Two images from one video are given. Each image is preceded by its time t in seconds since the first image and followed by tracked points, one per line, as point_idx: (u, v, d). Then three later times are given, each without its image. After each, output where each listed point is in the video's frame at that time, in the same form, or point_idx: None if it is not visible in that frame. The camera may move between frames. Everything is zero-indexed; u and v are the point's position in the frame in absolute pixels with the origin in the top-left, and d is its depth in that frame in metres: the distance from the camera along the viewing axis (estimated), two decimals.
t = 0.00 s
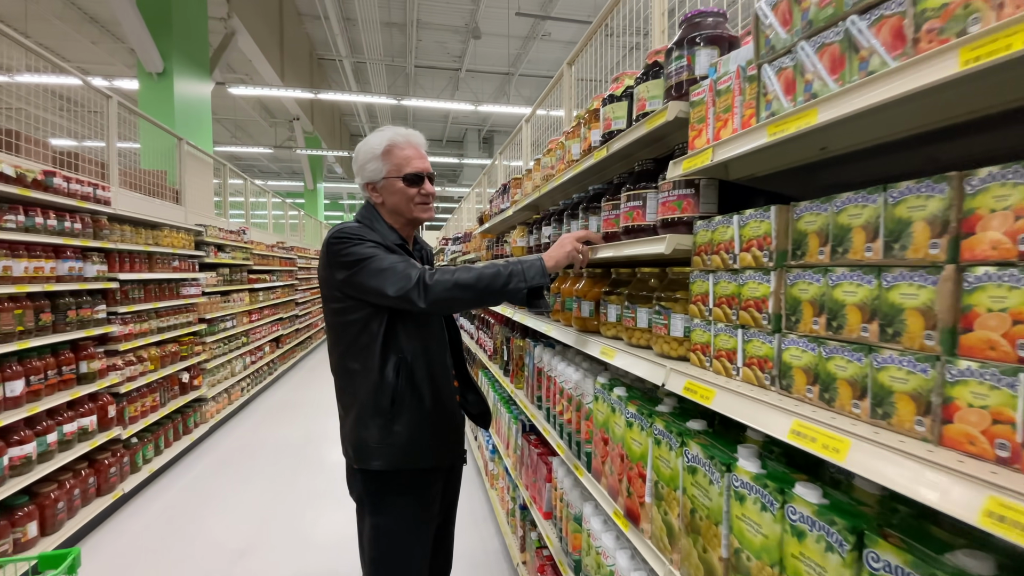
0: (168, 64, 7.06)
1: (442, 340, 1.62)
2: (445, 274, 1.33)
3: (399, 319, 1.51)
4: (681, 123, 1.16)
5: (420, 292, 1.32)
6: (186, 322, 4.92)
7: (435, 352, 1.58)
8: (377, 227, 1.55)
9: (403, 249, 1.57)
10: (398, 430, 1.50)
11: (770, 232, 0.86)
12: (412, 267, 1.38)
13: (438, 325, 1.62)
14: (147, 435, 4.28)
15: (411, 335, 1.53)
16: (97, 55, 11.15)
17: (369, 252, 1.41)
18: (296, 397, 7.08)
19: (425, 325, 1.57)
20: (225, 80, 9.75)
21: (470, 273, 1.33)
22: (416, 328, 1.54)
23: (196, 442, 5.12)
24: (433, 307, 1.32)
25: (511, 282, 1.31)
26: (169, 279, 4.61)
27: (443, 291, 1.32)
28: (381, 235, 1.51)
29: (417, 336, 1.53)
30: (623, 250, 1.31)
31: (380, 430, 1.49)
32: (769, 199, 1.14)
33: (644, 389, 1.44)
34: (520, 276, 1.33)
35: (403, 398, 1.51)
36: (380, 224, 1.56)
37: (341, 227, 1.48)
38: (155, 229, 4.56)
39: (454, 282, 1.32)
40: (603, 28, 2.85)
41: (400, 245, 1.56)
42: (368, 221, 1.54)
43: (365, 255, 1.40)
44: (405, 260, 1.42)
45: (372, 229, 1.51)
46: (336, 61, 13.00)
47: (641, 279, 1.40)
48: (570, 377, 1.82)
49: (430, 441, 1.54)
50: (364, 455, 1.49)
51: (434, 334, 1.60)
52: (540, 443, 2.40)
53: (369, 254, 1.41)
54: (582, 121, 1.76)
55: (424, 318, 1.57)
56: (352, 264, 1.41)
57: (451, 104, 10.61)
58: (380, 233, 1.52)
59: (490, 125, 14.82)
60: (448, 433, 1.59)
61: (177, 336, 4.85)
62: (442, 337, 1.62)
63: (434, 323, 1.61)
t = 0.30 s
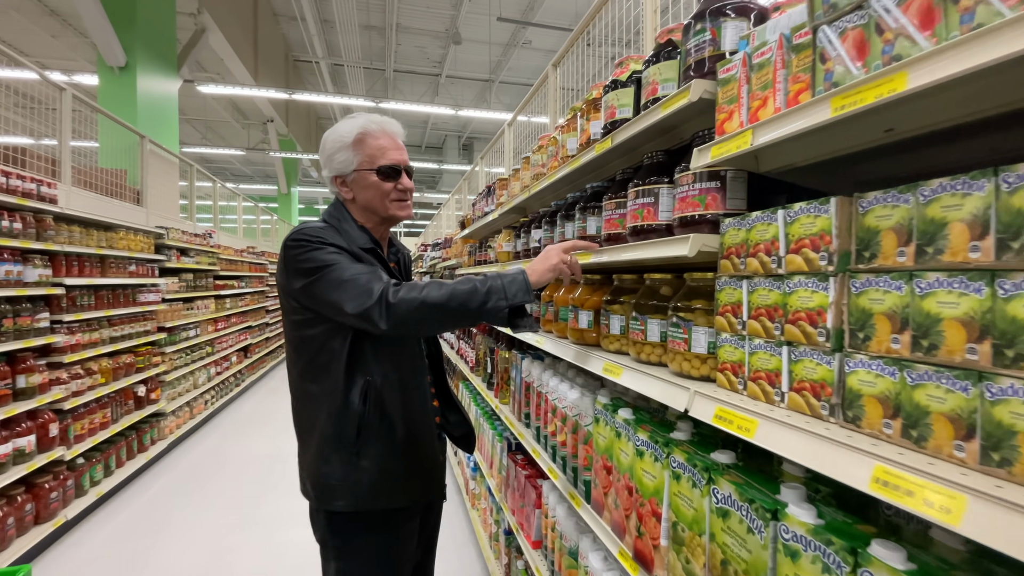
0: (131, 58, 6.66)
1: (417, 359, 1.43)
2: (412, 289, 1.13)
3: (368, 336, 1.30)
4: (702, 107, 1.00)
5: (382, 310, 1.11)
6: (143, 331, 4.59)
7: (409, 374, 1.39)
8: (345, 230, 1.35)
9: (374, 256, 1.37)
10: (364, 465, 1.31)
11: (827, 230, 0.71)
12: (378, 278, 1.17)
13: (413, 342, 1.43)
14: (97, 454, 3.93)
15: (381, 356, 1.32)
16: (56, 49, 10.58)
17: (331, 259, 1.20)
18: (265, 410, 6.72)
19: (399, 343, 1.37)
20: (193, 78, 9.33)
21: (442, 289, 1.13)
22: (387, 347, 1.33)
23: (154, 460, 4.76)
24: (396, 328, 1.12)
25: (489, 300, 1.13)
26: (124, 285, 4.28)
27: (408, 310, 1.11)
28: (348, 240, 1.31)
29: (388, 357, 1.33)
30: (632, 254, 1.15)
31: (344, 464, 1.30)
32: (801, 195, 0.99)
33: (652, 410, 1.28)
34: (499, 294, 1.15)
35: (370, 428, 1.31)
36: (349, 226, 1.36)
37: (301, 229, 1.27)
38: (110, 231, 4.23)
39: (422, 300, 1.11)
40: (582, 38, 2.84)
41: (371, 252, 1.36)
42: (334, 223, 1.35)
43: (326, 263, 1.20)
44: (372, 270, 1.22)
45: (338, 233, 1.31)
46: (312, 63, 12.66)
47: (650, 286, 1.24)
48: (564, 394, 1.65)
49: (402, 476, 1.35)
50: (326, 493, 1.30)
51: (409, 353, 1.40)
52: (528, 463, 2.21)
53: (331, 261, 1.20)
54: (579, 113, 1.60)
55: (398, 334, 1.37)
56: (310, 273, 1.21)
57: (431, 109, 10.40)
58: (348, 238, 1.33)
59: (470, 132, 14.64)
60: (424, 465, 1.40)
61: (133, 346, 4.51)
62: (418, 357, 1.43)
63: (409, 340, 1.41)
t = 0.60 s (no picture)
0: (91, 50, 6.19)
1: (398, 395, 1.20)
2: (330, 392, 0.85)
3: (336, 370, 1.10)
4: (752, 95, 0.86)
5: (286, 400, 0.84)
6: (95, 341, 4.24)
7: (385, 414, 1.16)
8: (313, 242, 1.10)
9: (347, 278, 1.12)
10: (327, 524, 1.11)
11: (949, 235, 0.57)
12: (309, 345, 0.89)
13: (394, 374, 1.20)
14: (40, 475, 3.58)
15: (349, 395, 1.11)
16: (9, 39, 9.97)
17: (275, 289, 0.95)
18: (230, 423, 6.35)
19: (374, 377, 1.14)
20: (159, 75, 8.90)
21: (371, 409, 0.86)
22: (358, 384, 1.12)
23: (106, 480, 4.39)
24: (294, 433, 0.86)
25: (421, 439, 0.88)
26: (74, 291, 3.94)
27: (314, 416, 0.84)
28: (312, 258, 1.06)
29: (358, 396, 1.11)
30: (664, 262, 1.01)
31: (306, 519, 1.11)
32: (864, 195, 0.87)
33: (679, 440, 1.13)
34: (432, 434, 0.89)
35: (336, 480, 1.11)
36: (321, 236, 1.13)
37: (265, 239, 1.04)
38: (61, 233, 3.90)
39: (335, 412, 0.84)
40: (563, 49, 2.85)
41: (343, 273, 1.11)
42: (303, 230, 1.11)
43: (265, 294, 0.95)
44: (314, 319, 0.95)
45: (299, 248, 1.05)
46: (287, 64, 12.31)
47: (680, 299, 1.08)
48: (570, 416, 1.49)
49: (371, 539, 1.15)
50: (286, 550, 1.12)
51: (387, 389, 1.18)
52: (522, 488, 2.03)
53: (272, 292, 0.95)
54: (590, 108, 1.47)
55: (373, 366, 1.14)
56: (245, 301, 0.96)
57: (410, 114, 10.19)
58: (312, 256, 1.07)
59: (448, 140, 14.44)
60: (399, 525, 1.20)
61: (85, 356, 4.16)
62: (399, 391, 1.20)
63: (389, 371, 1.18)
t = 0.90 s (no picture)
0: (48, 40, 5.73)
1: (378, 439, 0.97)
2: (203, 544, 0.79)
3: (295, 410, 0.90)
4: (813, 97, 0.75)
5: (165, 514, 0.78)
6: (42, 352, 3.90)
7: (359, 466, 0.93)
8: (278, 263, 0.92)
9: (315, 306, 0.92)
10: None
11: None
12: (216, 458, 0.80)
13: (374, 413, 0.97)
14: None
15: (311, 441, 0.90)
16: None
17: (213, 344, 0.82)
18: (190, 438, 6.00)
19: (344, 420, 0.92)
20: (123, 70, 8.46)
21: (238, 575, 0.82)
22: (322, 429, 0.91)
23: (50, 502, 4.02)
24: (153, 548, 0.81)
25: None
26: (18, 298, 3.61)
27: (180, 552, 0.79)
28: (269, 287, 0.88)
29: (318, 445, 0.90)
30: (700, 287, 0.88)
31: None
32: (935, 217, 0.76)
33: (707, 486, 1.00)
34: None
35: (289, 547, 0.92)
36: (293, 252, 0.96)
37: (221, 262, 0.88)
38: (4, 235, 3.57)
39: (196, 565, 0.79)
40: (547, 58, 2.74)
41: (312, 300, 0.92)
42: (273, 248, 0.94)
43: (202, 347, 0.82)
44: (241, 407, 0.82)
45: (256, 276, 0.87)
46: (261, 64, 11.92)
47: (715, 329, 0.98)
48: (576, 450, 1.31)
49: None
50: None
51: (362, 433, 0.95)
52: (513, 522, 1.82)
53: (210, 346, 0.82)
54: (599, 112, 1.35)
55: (342, 407, 0.92)
56: (183, 344, 0.83)
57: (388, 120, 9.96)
58: (271, 283, 0.89)
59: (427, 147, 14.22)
60: None
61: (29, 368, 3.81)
62: (379, 435, 0.97)
63: (365, 412, 0.96)
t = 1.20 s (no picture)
0: (10, 28, 4.93)
1: (321, 463, 0.85)
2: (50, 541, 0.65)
3: (218, 422, 0.79)
4: (836, 82, 0.69)
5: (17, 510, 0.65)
6: None
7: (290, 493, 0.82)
8: (218, 252, 0.81)
9: (255, 307, 0.82)
10: None
11: None
12: (65, 459, 0.66)
13: (318, 433, 0.85)
14: None
15: (240, 458, 0.81)
16: None
17: (116, 334, 0.70)
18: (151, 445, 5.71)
19: (279, 438, 0.82)
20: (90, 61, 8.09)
21: None
22: (251, 446, 0.80)
23: None
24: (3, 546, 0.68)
25: None
26: None
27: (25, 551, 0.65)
28: (196, 279, 0.76)
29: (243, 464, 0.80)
30: (707, 288, 0.81)
31: None
32: (961, 218, 0.70)
33: (709, 503, 0.93)
34: None
35: None
36: (245, 243, 0.85)
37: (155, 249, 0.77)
38: None
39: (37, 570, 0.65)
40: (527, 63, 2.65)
41: (253, 300, 0.82)
42: (221, 236, 0.84)
43: (103, 334, 0.70)
44: (118, 408, 0.68)
45: (183, 265, 0.75)
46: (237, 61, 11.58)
47: (721, 334, 0.91)
48: (565, 463, 1.22)
49: None
50: None
51: (298, 455, 0.84)
52: (494, 538, 1.71)
53: (111, 335, 0.70)
54: (594, 105, 1.28)
55: (274, 423, 0.81)
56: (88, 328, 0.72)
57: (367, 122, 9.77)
58: (201, 275, 0.77)
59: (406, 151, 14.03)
60: None
61: None
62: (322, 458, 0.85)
63: (308, 430, 0.85)
